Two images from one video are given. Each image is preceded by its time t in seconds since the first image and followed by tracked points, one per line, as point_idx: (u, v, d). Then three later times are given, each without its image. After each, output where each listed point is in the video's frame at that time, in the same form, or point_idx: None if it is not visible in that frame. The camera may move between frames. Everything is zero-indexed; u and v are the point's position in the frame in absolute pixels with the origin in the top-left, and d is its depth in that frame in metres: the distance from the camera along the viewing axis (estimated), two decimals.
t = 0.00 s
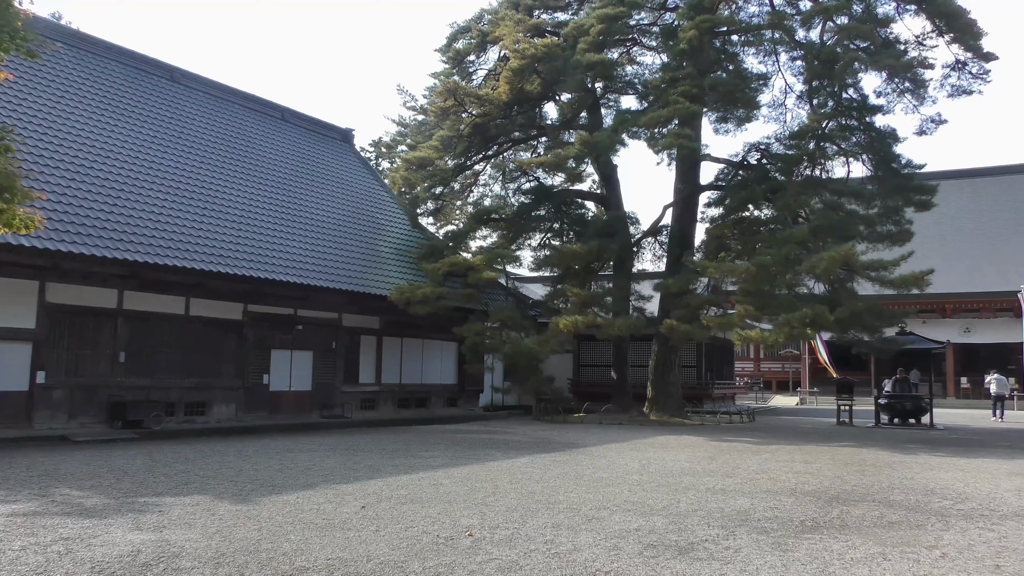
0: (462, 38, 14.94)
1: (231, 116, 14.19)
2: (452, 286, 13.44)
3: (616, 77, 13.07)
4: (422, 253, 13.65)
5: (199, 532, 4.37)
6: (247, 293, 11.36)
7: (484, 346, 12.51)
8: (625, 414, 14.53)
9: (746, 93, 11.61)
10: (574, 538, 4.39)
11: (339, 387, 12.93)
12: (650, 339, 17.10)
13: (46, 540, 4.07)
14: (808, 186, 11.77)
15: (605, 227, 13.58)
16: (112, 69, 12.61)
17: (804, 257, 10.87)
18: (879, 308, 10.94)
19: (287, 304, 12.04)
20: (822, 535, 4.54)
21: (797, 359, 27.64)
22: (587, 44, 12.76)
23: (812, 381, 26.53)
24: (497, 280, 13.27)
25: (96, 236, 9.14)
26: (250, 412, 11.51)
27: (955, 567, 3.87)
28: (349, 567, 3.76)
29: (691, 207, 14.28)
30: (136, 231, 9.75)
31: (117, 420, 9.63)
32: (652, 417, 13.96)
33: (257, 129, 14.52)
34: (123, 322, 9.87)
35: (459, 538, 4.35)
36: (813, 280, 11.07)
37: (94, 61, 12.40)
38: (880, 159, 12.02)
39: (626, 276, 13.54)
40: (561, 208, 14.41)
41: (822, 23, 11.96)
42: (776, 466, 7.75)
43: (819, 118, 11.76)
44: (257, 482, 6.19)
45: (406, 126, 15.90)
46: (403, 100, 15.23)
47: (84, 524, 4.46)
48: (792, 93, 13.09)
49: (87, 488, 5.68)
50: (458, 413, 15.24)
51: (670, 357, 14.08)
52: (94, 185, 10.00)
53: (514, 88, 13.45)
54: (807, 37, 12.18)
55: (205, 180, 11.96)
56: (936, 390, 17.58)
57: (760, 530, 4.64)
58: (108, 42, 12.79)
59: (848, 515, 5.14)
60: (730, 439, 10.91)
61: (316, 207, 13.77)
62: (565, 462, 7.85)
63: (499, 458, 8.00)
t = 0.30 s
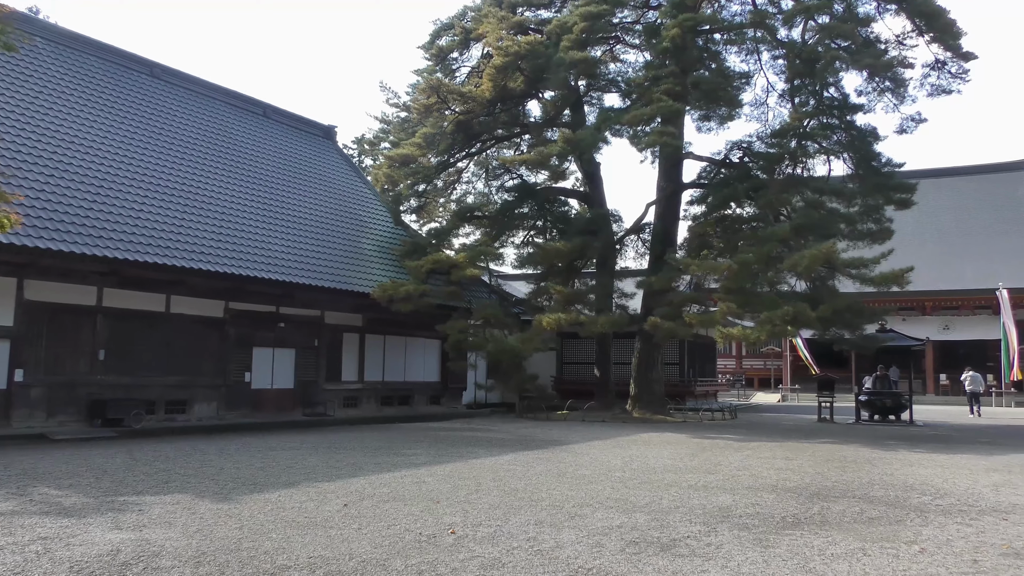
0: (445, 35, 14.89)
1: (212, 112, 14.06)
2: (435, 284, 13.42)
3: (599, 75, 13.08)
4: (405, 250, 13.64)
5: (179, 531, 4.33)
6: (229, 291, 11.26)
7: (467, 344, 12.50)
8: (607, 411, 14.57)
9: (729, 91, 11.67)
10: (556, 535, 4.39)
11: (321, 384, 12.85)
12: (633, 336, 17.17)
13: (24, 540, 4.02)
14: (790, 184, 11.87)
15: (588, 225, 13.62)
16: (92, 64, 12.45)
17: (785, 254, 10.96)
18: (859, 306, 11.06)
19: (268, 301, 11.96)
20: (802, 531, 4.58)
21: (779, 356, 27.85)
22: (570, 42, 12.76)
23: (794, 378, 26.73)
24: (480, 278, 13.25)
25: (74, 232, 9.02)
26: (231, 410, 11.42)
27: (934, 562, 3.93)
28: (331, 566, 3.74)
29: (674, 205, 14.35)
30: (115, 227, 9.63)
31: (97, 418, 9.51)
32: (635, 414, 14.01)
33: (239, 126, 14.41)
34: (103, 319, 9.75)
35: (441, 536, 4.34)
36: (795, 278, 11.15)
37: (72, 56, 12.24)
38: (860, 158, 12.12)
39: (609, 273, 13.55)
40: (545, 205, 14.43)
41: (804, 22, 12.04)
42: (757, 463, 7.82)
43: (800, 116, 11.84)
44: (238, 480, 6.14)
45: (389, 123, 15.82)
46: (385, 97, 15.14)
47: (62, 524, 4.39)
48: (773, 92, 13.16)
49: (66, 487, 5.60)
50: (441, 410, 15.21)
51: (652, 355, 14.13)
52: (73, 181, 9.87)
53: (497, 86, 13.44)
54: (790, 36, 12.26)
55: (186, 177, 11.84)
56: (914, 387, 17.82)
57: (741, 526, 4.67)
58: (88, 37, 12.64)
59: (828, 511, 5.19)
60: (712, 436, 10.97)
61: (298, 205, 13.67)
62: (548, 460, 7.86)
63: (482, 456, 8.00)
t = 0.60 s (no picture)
0: (431, 34, 14.86)
1: (197, 111, 13.94)
2: (422, 284, 13.39)
3: (586, 75, 13.10)
4: (391, 250, 13.58)
5: (164, 533, 4.29)
6: (214, 291, 11.19)
7: (454, 344, 12.48)
8: (594, 410, 14.60)
9: (715, 91, 11.73)
10: (543, 534, 4.39)
11: (308, 384, 12.79)
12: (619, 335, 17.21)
13: (5, 542, 3.97)
14: (775, 184, 11.93)
15: (574, 224, 13.65)
16: (75, 63, 12.31)
17: (771, 253, 11.03)
18: (844, 304, 11.14)
19: (254, 301, 11.88)
20: (788, 529, 4.61)
21: (764, 355, 28.01)
22: (556, 41, 12.77)
23: (779, 376, 26.89)
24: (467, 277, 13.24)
25: (58, 232, 8.92)
26: (217, 411, 11.34)
27: (918, 559, 3.96)
28: (317, 567, 3.72)
29: (660, 204, 14.38)
30: (99, 227, 9.53)
31: (81, 419, 9.42)
32: (622, 413, 14.05)
33: (224, 125, 14.30)
34: (87, 320, 9.66)
35: (428, 536, 4.33)
36: (781, 277, 11.21)
37: (55, 54, 12.10)
38: (846, 157, 12.18)
39: (596, 273, 13.58)
40: (531, 205, 14.43)
41: (789, 22, 12.12)
42: (743, 461, 7.87)
43: (788, 115, 11.83)
44: (224, 481, 6.10)
45: (375, 122, 15.77)
46: (371, 96, 15.10)
47: (45, 526, 4.34)
48: (759, 92, 13.23)
49: (49, 488, 5.54)
50: (428, 410, 15.18)
51: (639, 354, 14.17)
52: (56, 180, 9.75)
53: (484, 85, 13.44)
54: (776, 36, 12.31)
55: (170, 176, 11.73)
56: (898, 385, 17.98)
57: (728, 525, 4.69)
58: (70, 35, 12.50)
59: (813, 509, 5.23)
60: (698, 434, 11.03)
61: (284, 204, 13.59)
62: (535, 459, 7.87)
63: (469, 456, 7.99)
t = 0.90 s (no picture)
0: (420, 31, 14.82)
1: (184, 109, 13.85)
2: (411, 282, 13.35)
3: (575, 72, 13.11)
4: (381, 248, 13.52)
5: (153, 532, 4.27)
6: (202, 289, 11.12)
7: (444, 342, 12.47)
8: (584, 408, 14.63)
9: (703, 89, 11.77)
10: (533, 532, 4.40)
11: (297, 383, 12.74)
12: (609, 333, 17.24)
13: None
14: (764, 181, 11.97)
15: (564, 221, 13.66)
16: (61, 60, 12.20)
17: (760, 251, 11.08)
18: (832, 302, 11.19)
19: (243, 299, 11.82)
20: (777, 525, 4.63)
21: (754, 352, 28.12)
22: (545, 39, 12.74)
23: (768, 373, 27.01)
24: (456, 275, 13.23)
25: (45, 230, 8.83)
26: (205, 410, 11.28)
27: (906, 554, 3.99)
28: (307, 565, 3.71)
29: (650, 201, 14.40)
30: (86, 225, 9.45)
31: (68, 418, 9.34)
32: (612, 410, 14.08)
33: (212, 123, 14.21)
34: (74, 319, 9.58)
35: (418, 534, 4.33)
36: (770, 275, 11.25)
37: (40, 51, 11.99)
38: (834, 155, 12.24)
39: (586, 270, 13.59)
40: (520, 202, 14.42)
41: (777, 20, 12.16)
42: (732, 458, 7.90)
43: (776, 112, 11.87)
44: (213, 480, 6.08)
45: (364, 120, 15.71)
46: (360, 94, 15.03)
47: (32, 526, 4.30)
48: (748, 89, 13.27)
49: (36, 488, 5.50)
50: (418, 408, 15.16)
51: (629, 351, 14.20)
52: (42, 178, 9.66)
53: (473, 83, 13.41)
54: (764, 34, 12.36)
55: (158, 174, 11.64)
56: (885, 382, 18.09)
57: (717, 521, 4.71)
58: (56, 32, 12.38)
59: (802, 505, 5.26)
60: (688, 431, 11.07)
61: (273, 202, 13.52)
62: (526, 456, 7.87)
63: (459, 454, 7.98)
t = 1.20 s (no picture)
0: (407, 30, 14.79)
1: (170, 107, 13.74)
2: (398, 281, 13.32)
3: (562, 72, 13.13)
4: (368, 247, 13.46)
5: (137, 533, 4.23)
6: (187, 288, 11.04)
7: (431, 341, 12.44)
8: (571, 407, 14.65)
9: (690, 89, 11.83)
10: (519, 531, 4.40)
11: (283, 382, 12.67)
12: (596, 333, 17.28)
13: None
14: (750, 181, 12.04)
15: (551, 221, 13.68)
16: (45, 58, 12.08)
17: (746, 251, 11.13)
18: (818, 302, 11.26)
19: (228, 298, 11.74)
20: (762, 524, 4.66)
21: (740, 352, 28.26)
22: (532, 38, 12.73)
23: (754, 373, 27.15)
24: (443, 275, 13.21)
25: (28, 229, 8.74)
26: (191, 410, 11.20)
27: (890, 552, 4.03)
28: (293, 565, 3.69)
29: (637, 201, 14.45)
30: (70, 224, 9.36)
31: (52, 419, 9.24)
32: (598, 410, 14.12)
33: (198, 121, 14.11)
34: (58, 318, 9.48)
35: (405, 534, 4.31)
36: (757, 275, 11.31)
37: (24, 48, 11.87)
38: (820, 155, 12.32)
39: (573, 270, 13.61)
40: (507, 202, 14.44)
41: (763, 21, 12.23)
42: (718, 457, 7.94)
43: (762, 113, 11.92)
44: (198, 480, 6.04)
45: (351, 119, 15.66)
46: (346, 92, 14.98)
47: (14, 527, 4.26)
48: (734, 90, 13.33)
49: (18, 489, 5.43)
50: (405, 407, 15.12)
51: (616, 351, 14.23)
52: (26, 176, 9.55)
53: (460, 82, 13.39)
54: (750, 34, 12.43)
55: (143, 172, 11.55)
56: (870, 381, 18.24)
57: (703, 520, 4.73)
58: (41, 30, 12.26)
59: (787, 504, 5.29)
60: (675, 431, 11.12)
61: (259, 201, 13.44)
62: (513, 456, 7.88)
63: (445, 453, 7.97)
